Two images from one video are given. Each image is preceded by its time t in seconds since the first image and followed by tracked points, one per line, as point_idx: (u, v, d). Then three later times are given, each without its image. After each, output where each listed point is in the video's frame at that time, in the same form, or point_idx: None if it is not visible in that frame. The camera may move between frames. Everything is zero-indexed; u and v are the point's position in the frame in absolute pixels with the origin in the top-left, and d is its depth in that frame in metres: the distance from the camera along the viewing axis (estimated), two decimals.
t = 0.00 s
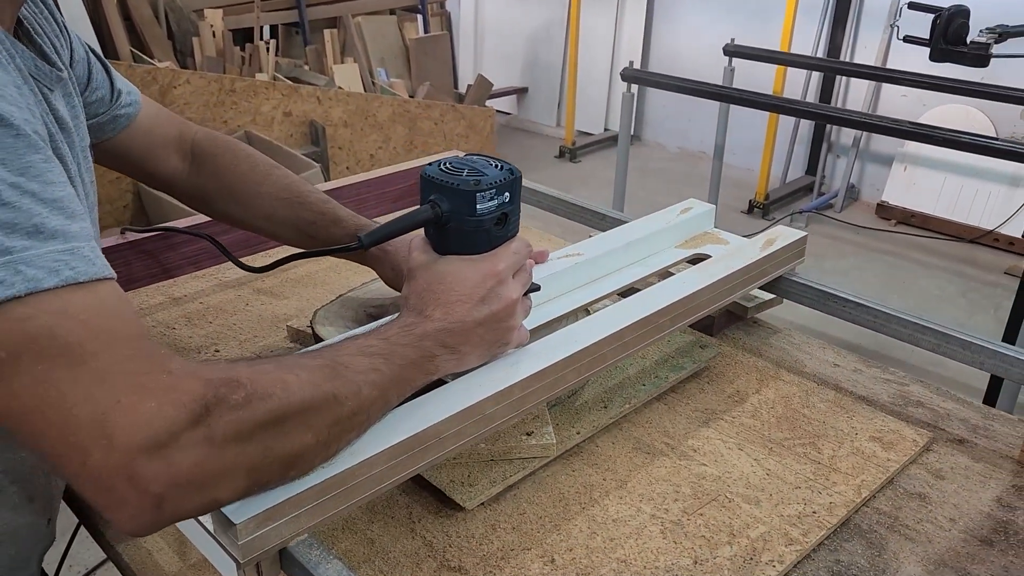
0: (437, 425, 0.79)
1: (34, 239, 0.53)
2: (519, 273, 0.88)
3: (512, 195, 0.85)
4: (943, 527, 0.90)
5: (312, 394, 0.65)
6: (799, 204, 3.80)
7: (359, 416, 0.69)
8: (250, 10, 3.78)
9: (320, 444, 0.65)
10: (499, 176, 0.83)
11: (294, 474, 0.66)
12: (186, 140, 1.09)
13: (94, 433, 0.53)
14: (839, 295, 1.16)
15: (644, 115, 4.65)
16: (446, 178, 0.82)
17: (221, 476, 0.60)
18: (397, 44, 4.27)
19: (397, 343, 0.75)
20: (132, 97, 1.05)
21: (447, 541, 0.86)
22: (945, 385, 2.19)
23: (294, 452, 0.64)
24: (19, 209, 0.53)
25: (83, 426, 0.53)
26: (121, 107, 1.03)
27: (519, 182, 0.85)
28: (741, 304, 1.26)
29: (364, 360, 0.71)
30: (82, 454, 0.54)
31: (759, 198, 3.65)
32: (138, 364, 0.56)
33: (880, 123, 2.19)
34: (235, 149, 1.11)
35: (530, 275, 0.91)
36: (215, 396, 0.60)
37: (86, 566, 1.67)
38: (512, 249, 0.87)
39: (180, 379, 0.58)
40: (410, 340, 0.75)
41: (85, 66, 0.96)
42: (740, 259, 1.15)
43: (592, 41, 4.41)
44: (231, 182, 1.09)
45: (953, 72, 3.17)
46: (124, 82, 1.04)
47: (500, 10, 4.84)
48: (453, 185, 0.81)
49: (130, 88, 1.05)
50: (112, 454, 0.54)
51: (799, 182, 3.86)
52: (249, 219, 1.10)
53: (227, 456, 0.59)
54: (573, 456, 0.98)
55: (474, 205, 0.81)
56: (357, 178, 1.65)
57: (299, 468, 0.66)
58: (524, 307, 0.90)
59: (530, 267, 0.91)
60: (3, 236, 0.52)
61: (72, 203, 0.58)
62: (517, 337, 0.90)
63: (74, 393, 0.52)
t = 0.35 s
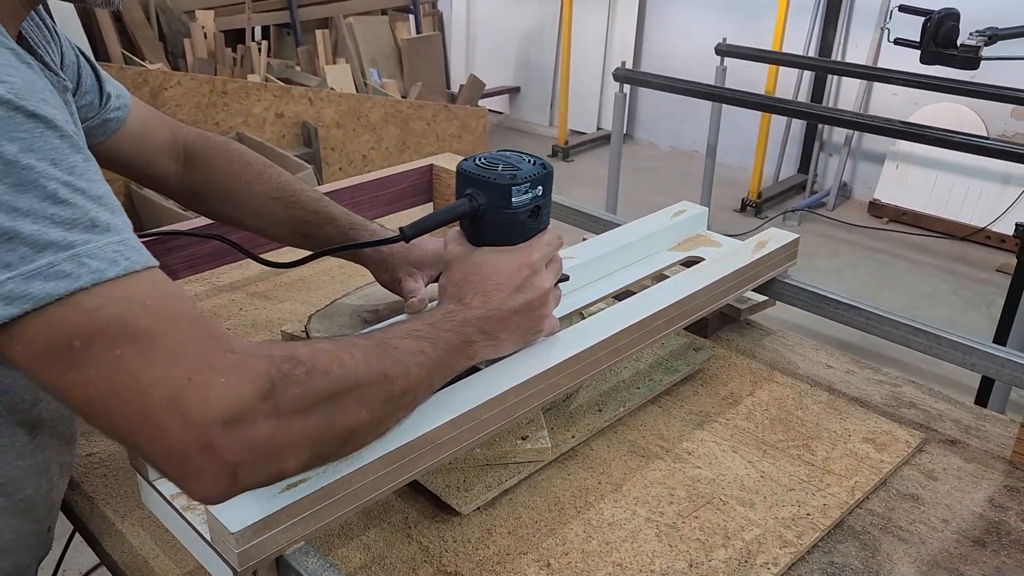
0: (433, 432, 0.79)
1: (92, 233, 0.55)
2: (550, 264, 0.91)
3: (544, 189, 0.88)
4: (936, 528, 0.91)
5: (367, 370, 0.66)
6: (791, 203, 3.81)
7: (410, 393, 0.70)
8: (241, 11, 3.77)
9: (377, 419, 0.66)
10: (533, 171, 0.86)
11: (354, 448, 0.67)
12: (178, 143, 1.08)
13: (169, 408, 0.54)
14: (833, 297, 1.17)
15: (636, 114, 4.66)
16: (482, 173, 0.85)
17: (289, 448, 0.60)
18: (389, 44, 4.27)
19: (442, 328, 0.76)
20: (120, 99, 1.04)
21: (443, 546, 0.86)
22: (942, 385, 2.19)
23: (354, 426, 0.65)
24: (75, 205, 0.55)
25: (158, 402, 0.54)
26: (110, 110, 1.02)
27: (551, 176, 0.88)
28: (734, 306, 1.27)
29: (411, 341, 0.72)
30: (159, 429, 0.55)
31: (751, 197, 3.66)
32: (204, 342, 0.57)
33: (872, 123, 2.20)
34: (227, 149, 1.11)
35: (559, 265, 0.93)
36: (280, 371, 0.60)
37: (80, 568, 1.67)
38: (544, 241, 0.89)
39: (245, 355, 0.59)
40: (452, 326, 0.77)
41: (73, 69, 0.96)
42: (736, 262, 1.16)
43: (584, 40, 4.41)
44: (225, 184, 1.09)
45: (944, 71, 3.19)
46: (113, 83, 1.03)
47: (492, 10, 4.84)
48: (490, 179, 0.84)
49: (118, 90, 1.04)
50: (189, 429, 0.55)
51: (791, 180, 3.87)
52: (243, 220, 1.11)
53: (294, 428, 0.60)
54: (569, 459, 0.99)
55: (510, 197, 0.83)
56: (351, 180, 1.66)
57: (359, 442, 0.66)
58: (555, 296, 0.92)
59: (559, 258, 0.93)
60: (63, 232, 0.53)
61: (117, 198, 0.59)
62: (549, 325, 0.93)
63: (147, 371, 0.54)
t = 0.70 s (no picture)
0: (425, 437, 0.78)
1: (128, 217, 0.57)
2: (577, 250, 0.94)
3: (570, 177, 0.90)
4: (929, 529, 0.91)
5: (405, 344, 0.70)
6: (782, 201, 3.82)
7: (445, 370, 0.74)
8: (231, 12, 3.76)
9: (417, 391, 0.70)
10: (560, 159, 0.88)
11: (394, 419, 0.71)
12: (167, 145, 1.07)
13: (224, 379, 0.58)
14: (825, 297, 1.17)
15: (627, 113, 4.66)
16: (511, 163, 0.88)
17: (336, 414, 0.65)
18: (379, 44, 4.26)
19: (474, 310, 0.80)
20: (106, 101, 1.02)
21: (434, 551, 0.85)
22: (934, 384, 2.19)
23: (395, 397, 0.69)
24: (108, 193, 0.57)
25: (214, 373, 0.58)
26: (96, 112, 1.00)
27: (577, 165, 0.90)
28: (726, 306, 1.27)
29: (448, 321, 0.76)
30: (215, 398, 0.58)
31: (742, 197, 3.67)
32: (252, 316, 0.61)
33: (862, 122, 2.20)
34: (216, 151, 1.10)
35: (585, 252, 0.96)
36: (324, 342, 0.64)
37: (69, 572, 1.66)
38: (572, 228, 0.92)
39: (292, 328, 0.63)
40: (485, 308, 0.81)
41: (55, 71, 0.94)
42: (727, 262, 1.15)
43: (575, 40, 4.41)
44: (213, 186, 1.08)
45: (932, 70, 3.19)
46: (98, 84, 1.01)
47: (483, 9, 4.83)
48: (519, 168, 0.86)
49: (104, 91, 1.02)
50: (242, 396, 0.59)
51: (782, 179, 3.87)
52: (235, 221, 1.10)
53: (340, 397, 0.65)
54: (561, 462, 0.98)
55: (539, 186, 0.86)
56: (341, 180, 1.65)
57: (399, 414, 0.71)
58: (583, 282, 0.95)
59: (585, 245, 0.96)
60: (100, 217, 0.56)
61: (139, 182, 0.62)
62: (575, 311, 0.96)
63: (200, 345, 0.57)
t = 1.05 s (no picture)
0: (410, 437, 0.78)
1: (142, 207, 0.60)
2: (590, 239, 0.96)
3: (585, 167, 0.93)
4: (916, 527, 0.91)
5: (423, 322, 0.73)
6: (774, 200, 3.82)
7: (463, 347, 0.77)
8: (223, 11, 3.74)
9: (435, 366, 0.73)
10: (575, 149, 0.91)
11: (414, 394, 0.75)
12: (153, 144, 1.07)
13: (250, 353, 0.61)
14: (814, 295, 1.17)
15: (620, 111, 4.65)
16: (526, 153, 0.90)
17: (359, 386, 0.68)
18: (372, 43, 4.25)
19: (491, 294, 0.83)
20: (91, 99, 1.01)
21: (420, 551, 0.85)
22: (926, 381, 2.20)
23: (414, 372, 0.72)
24: (121, 185, 0.59)
25: (240, 350, 0.61)
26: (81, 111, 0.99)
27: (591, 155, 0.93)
28: (715, 305, 1.27)
29: (466, 304, 0.79)
30: (243, 373, 0.61)
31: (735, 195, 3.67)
32: (273, 296, 0.64)
33: (853, 120, 2.20)
34: (203, 149, 1.10)
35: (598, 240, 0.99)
36: (346, 317, 0.68)
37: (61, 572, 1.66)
38: (585, 217, 0.94)
39: (314, 305, 0.67)
40: (504, 291, 0.85)
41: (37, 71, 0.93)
42: (716, 262, 1.15)
43: (567, 39, 4.40)
44: (199, 184, 1.07)
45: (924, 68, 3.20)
46: (83, 82, 1.00)
47: (476, 7, 4.82)
48: (535, 157, 0.89)
49: (89, 89, 1.01)
50: (270, 369, 0.62)
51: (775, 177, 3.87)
52: (222, 220, 1.09)
53: (362, 370, 0.68)
54: (548, 461, 0.98)
55: (554, 174, 0.88)
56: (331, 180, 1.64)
57: (419, 389, 0.74)
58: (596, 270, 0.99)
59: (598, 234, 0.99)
60: (117, 208, 0.58)
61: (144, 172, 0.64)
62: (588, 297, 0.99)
63: (226, 324, 0.60)
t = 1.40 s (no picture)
0: (406, 434, 0.79)
1: (172, 197, 0.62)
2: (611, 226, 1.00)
3: (607, 156, 0.96)
4: (912, 523, 0.91)
5: (449, 300, 0.77)
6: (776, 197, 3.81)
7: (490, 327, 0.82)
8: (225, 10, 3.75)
9: (463, 343, 0.78)
10: (597, 139, 0.95)
11: (442, 369, 0.79)
12: (154, 141, 1.08)
13: (286, 332, 0.64)
14: (811, 292, 1.17)
15: (622, 108, 4.64)
16: (550, 142, 0.94)
17: (391, 360, 0.72)
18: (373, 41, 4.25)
19: (514, 277, 0.88)
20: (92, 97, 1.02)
21: (417, 547, 0.85)
22: (926, 378, 2.20)
23: (441, 348, 0.76)
24: (151, 178, 0.61)
25: (277, 329, 0.64)
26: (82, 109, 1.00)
27: (612, 144, 0.96)
28: (713, 302, 1.27)
29: (492, 286, 0.84)
30: (281, 350, 0.65)
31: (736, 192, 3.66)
32: (307, 277, 0.67)
33: (853, 118, 2.20)
34: (204, 146, 1.10)
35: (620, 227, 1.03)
36: (376, 294, 0.71)
37: (61, 570, 1.67)
38: (607, 204, 0.98)
39: (345, 284, 0.70)
40: (528, 276, 0.89)
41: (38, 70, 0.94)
42: (713, 260, 1.14)
43: (569, 37, 4.40)
44: (199, 180, 1.08)
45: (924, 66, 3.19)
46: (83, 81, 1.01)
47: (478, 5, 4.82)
48: (559, 146, 0.93)
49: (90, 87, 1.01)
50: (306, 345, 0.66)
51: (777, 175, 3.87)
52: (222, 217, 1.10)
53: (392, 345, 0.71)
54: (546, 458, 0.98)
55: (577, 163, 0.92)
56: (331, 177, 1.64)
57: (447, 364, 0.79)
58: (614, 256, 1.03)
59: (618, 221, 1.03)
60: (151, 200, 0.60)
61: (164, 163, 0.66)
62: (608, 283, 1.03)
63: (262, 306, 0.63)
